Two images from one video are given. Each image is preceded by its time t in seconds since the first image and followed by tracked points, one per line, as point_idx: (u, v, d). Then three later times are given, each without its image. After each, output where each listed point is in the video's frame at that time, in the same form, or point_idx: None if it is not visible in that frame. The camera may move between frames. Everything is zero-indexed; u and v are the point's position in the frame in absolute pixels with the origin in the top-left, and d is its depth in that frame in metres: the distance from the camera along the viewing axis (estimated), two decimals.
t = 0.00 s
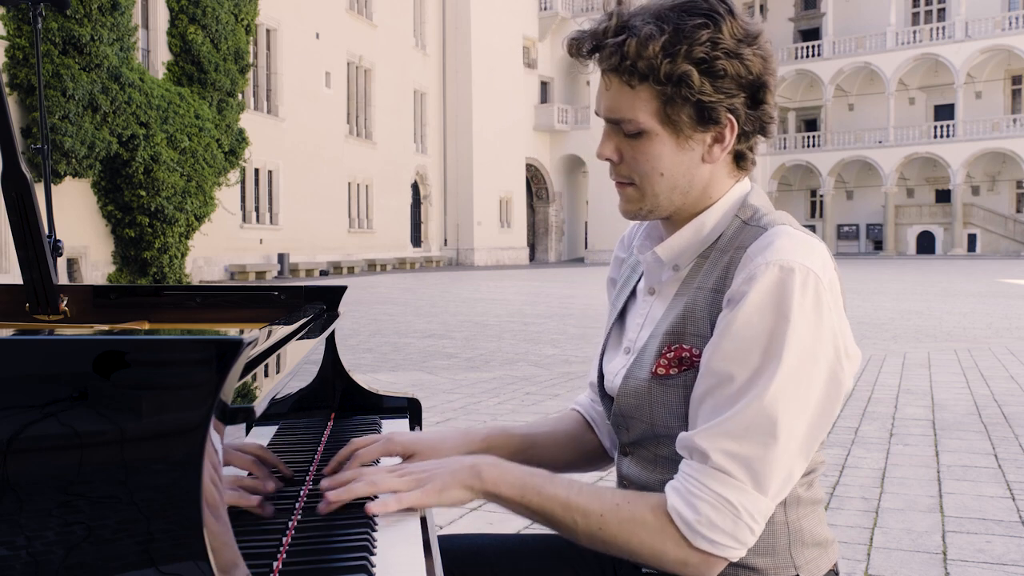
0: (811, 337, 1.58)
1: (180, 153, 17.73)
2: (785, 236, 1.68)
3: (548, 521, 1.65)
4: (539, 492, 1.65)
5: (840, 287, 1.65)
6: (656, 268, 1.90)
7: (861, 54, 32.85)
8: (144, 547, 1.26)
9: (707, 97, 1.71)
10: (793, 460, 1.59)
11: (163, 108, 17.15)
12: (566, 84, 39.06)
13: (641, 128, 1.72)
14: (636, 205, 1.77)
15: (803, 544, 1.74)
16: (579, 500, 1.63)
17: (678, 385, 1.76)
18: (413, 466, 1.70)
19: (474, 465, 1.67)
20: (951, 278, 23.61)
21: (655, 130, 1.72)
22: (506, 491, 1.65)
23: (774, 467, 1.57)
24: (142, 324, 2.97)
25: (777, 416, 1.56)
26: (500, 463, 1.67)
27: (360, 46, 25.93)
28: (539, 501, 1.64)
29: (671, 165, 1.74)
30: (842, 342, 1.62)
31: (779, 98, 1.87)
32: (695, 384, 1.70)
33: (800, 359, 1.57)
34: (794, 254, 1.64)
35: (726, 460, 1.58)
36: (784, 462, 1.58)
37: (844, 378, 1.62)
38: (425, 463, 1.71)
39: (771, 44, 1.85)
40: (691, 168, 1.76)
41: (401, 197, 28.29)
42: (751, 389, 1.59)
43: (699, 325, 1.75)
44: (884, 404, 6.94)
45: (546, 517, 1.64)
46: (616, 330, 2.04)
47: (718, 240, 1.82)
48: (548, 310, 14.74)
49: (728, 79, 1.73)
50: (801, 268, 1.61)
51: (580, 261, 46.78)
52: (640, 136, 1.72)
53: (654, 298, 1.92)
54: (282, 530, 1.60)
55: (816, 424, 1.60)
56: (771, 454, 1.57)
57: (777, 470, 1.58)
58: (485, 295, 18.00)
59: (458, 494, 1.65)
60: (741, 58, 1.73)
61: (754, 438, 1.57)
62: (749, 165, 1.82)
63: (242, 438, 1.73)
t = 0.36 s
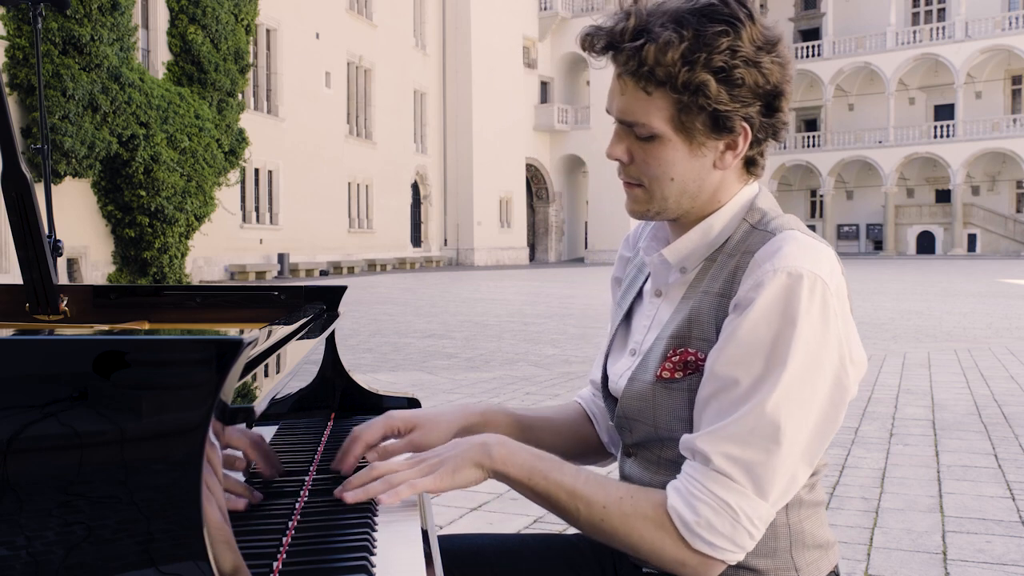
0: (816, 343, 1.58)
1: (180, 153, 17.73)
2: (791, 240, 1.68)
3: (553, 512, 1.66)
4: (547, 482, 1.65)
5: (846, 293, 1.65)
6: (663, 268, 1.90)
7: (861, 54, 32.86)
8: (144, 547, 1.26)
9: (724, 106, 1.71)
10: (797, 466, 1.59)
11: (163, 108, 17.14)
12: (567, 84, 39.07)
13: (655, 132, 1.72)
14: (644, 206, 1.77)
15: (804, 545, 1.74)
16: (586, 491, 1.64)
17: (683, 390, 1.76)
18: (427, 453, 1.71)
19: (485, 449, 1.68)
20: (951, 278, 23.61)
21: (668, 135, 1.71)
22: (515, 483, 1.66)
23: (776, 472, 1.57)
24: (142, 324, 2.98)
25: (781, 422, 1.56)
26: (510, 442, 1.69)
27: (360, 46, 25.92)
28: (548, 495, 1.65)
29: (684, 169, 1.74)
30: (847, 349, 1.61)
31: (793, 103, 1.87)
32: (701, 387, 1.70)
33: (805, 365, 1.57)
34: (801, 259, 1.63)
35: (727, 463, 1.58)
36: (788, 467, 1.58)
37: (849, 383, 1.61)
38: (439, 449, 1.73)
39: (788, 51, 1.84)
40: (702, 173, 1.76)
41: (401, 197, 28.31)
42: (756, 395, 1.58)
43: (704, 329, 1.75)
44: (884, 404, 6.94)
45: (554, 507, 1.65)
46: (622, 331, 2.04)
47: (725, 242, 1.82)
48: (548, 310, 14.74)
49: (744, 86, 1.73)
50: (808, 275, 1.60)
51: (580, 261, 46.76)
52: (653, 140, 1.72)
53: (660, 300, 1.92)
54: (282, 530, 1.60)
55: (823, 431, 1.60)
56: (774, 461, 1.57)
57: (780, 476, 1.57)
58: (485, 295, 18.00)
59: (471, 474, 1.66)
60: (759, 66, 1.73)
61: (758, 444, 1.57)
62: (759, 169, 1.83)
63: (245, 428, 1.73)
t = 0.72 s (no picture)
0: (828, 347, 1.58)
1: (180, 153, 17.71)
2: (801, 243, 1.68)
3: (562, 520, 1.65)
4: (557, 490, 1.64)
5: (854, 296, 1.65)
6: (669, 270, 1.89)
7: (861, 54, 32.88)
8: (144, 547, 1.26)
9: (740, 109, 1.71)
10: (810, 469, 1.59)
11: (163, 108, 17.14)
12: (567, 84, 39.10)
13: (668, 132, 1.71)
14: (654, 206, 1.77)
15: (806, 547, 1.74)
16: (596, 502, 1.63)
17: (691, 391, 1.76)
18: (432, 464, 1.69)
19: (491, 463, 1.66)
20: (952, 278, 23.61)
21: (682, 135, 1.72)
22: (523, 491, 1.65)
23: (789, 477, 1.57)
24: (142, 324, 2.98)
25: (796, 425, 1.56)
26: (519, 460, 1.67)
27: (360, 46, 25.94)
28: (558, 502, 1.64)
29: (695, 170, 1.74)
30: (857, 351, 1.62)
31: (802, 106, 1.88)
32: (710, 389, 1.70)
33: (818, 367, 1.57)
34: (813, 262, 1.64)
35: (741, 469, 1.58)
36: (802, 470, 1.58)
37: (859, 385, 1.62)
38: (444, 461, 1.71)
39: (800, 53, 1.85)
40: (714, 174, 1.76)
41: (401, 197, 28.31)
42: (771, 398, 1.58)
43: (713, 331, 1.75)
44: (884, 404, 6.94)
45: (563, 516, 1.64)
46: (626, 336, 2.04)
47: (731, 244, 1.82)
48: (549, 310, 14.74)
49: (759, 89, 1.74)
50: (820, 279, 1.61)
51: (580, 261, 46.77)
52: (666, 141, 1.72)
53: (664, 301, 1.91)
54: (282, 529, 1.61)
55: (835, 435, 1.60)
56: (787, 466, 1.57)
57: (793, 480, 1.57)
58: (485, 295, 17.99)
59: (477, 491, 1.64)
60: (774, 69, 1.74)
61: (773, 448, 1.57)
62: (766, 170, 1.83)
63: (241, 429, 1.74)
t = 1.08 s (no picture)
0: (832, 349, 1.59)
1: (180, 153, 17.69)
2: (805, 243, 1.69)
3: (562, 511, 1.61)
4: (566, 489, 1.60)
5: (858, 297, 1.66)
6: (674, 272, 1.89)
7: (861, 54, 32.88)
8: (143, 547, 1.26)
9: (745, 110, 1.72)
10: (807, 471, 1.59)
11: (163, 108, 17.14)
12: (567, 84, 39.12)
13: (672, 130, 1.71)
14: (657, 205, 1.76)
15: (807, 547, 1.74)
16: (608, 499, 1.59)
17: (693, 390, 1.76)
18: (421, 457, 1.65)
19: (491, 448, 1.61)
20: (951, 277, 23.61)
21: (688, 134, 1.72)
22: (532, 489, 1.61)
23: (795, 478, 1.58)
24: (141, 324, 2.98)
25: (803, 424, 1.57)
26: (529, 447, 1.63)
27: (360, 46, 25.94)
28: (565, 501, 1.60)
29: (701, 169, 1.74)
30: (858, 350, 1.63)
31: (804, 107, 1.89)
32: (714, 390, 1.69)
33: (820, 367, 1.58)
34: (817, 264, 1.64)
35: (747, 468, 1.58)
36: (803, 471, 1.58)
37: (858, 390, 1.62)
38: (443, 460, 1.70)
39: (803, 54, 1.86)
40: (718, 173, 1.77)
41: (401, 197, 28.32)
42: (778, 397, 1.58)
43: (717, 332, 1.75)
44: (884, 404, 6.94)
45: (574, 489, 1.60)
46: (628, 340, 2.04)
47: (735, 246, 1.82)
48: (548, 310, 14.74)
49: (764, 87, 1.74)
50: (824, 280, 1.61)
51: (580, 261, 46.76)
52: (670, 139, 1.72)
53: (667, 302, 1.90)
54: (282, 530, 1.60)
55: (837, 432, 1.60)
56: (795, 465, 1.57)
57: (796, 479, 1.57)
58: (485, 295, 17.99)
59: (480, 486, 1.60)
60: (780, 69, 1.74)
61: (780, 447, 1.57)
62: (769, 169, 1.84)
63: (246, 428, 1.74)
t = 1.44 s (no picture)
0: (817, 342, 1.59)
1: (180, 153, 17.71)
2: (796, 242, 1.69)
3: (512, 519, 1.67)
4: (505, 495, 1.66)
5: (847, 292, 1.66)
6: (669, 273, 1.88)
7: (861, 54, 32.90)
8: (143, 547, 1.26)
9: (739, 107, 1.72)
10: (781, 463, 1.59)
11: (163, 108, 17.13)
12: (567, 84, 39.11)
13: (668, 131, 1.71)
14: (653, 206, 1.75)
15: (806, 546, 1.74)
16: (545, 500, 1.65)
17: (684, 388, 1.76)
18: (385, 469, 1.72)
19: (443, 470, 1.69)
20: (951, 277, 23.60)
21: (683, 134, 1.71)
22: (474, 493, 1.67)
23: (761, 467, 1.57)
24: (141, 324, 2.99)
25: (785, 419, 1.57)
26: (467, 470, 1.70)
27: (360, 46, 25.93)
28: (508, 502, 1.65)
29: (696, 169, 1.74)
30: (845, 348, 1.63)
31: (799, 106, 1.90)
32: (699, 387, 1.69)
33: (806, 362, 1.58)
34: (799, 259, 1.64)
35: (713, 459, 1.58)
36: (776, 465, 1.58)
37: (844, 386, 1.62)
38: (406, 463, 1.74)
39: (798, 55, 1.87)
40: (714, 172, 1.76)
41: (401, 198, 28.31)
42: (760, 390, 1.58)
43: (707, 328, 1.76)
44: (884, 404, 6.94)
45: (514, 515, 1.65)
46: (626, 341, 2.04)
47: (730, 245, 1.82)
48: (548, 310, 14.74)
49: (759, 85, 1.75)
50: (811, 275, 1.61)
51: (580, 261, 46.72)
52: (665, 139, 1.72)
53: (664, 303, 1.90)
54: (282, 530, 1.60)
55: (823, 425, 1.60)
56: (767, 456, 1.57)
57: (764, 469, 1.58)
58: (485, 295, 17.98)
59: (432, 497, 1.67)
60: (772, 67, 1.76)
61: (738, 432, 1.57)
62: (764, 168, 1.85)
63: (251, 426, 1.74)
